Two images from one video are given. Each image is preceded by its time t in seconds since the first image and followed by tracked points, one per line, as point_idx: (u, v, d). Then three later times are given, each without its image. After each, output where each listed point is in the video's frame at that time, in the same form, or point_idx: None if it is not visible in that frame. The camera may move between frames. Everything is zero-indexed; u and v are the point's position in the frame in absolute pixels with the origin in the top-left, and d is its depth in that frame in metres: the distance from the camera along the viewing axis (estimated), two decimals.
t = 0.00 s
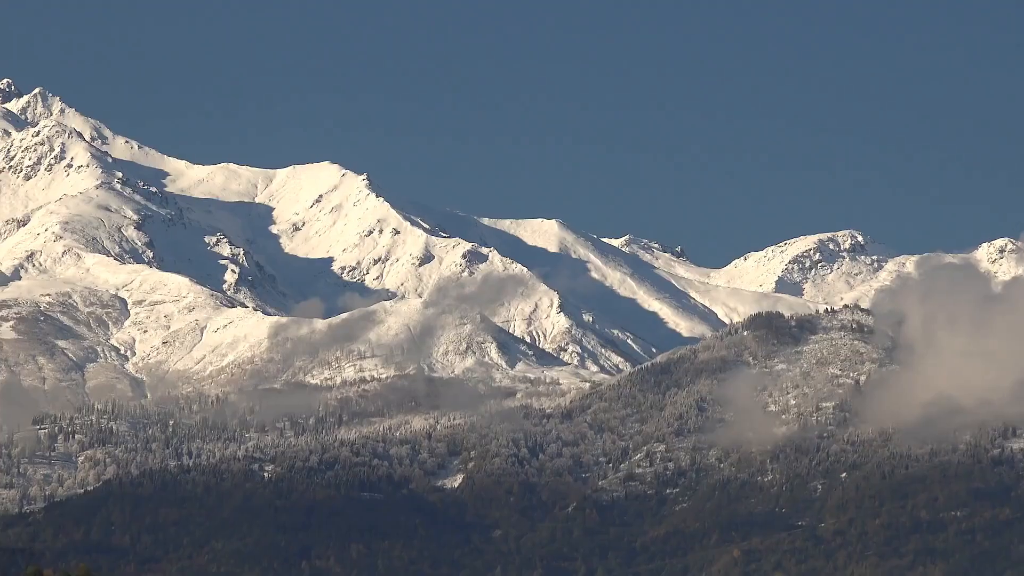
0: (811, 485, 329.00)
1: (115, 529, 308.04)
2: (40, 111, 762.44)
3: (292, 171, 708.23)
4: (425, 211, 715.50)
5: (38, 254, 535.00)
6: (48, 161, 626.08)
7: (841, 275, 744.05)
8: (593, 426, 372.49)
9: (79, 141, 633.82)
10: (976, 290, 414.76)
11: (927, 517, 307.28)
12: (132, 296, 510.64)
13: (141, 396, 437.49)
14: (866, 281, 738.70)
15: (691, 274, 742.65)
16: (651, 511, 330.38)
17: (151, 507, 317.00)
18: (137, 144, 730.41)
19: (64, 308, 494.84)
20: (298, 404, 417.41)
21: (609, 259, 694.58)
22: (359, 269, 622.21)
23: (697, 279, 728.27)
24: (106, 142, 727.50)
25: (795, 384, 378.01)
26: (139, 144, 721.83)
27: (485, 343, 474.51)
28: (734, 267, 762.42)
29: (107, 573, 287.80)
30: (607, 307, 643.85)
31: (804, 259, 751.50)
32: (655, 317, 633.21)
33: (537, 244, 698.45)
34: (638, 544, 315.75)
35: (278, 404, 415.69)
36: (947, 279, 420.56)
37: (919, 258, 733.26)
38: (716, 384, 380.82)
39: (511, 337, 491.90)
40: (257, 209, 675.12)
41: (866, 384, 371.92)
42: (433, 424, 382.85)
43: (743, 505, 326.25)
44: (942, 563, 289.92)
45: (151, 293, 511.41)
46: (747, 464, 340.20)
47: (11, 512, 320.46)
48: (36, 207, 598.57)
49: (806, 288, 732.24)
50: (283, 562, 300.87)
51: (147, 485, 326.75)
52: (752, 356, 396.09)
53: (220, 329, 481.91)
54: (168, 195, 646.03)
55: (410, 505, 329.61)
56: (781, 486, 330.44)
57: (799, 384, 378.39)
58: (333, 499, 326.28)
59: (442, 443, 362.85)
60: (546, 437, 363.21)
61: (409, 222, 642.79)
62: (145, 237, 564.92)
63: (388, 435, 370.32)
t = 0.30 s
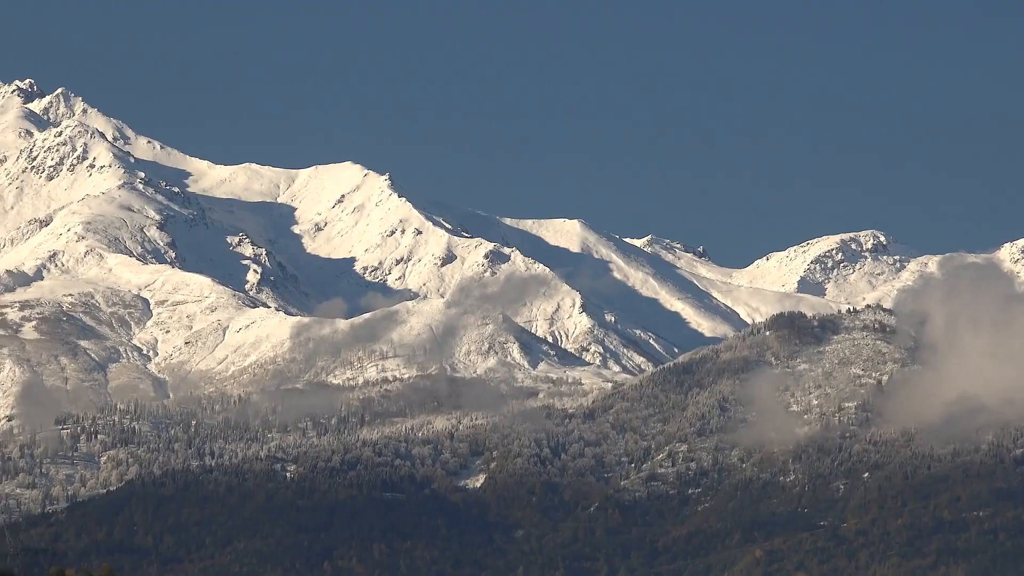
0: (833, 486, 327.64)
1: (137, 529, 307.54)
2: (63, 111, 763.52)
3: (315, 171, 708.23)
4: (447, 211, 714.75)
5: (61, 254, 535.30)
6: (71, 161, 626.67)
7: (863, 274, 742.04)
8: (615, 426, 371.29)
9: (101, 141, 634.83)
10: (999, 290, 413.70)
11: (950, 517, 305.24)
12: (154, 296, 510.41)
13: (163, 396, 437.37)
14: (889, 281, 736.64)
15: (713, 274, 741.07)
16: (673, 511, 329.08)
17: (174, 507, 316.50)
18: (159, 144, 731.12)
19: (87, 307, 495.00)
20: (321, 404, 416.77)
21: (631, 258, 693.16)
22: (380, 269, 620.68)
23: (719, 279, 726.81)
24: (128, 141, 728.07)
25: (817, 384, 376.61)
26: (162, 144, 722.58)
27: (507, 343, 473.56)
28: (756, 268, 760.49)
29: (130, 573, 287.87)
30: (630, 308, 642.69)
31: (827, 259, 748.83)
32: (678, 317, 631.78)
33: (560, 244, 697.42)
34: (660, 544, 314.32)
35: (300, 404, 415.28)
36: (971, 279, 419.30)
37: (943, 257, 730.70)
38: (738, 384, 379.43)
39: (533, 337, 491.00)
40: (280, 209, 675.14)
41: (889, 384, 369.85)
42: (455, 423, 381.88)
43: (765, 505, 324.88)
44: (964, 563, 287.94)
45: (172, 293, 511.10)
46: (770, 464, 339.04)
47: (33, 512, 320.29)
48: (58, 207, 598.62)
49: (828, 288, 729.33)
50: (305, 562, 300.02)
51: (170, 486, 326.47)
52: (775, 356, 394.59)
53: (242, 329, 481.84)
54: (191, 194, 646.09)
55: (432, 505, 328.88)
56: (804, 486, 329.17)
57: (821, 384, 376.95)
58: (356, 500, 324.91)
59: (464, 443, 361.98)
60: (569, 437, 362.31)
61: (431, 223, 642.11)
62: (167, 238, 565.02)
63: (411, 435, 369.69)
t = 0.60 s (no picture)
0: (856, 486, 325.94)
1: (160, 529, 307.01)
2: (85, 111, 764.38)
3: (337, 171, 707.99)
4: (469, 211, 714.01)
5: (83, 254, 535.39)
6: (94, 161, 626.89)
7: (886, 274, 740.01)
8: (638, 426, 369.97)
9: (124, 141, 635.11)
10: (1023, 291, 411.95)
11: (973, 517, 303.46)
12: (177, 296, 510.18)
13: (186, 396, 437.16)
14: (912, 281, 734.25)
15: (736, 274, 739.45)
16: (696, 511, 327.70)
17: (197, 507, 315.90)
18: (181, 144, 731.53)
19: (110, 308, 495.05)
20: (344, 404, 416.16)
21: (654, 259, 691.74)
22: (403, 269, 619.70)
23: (742, 279, 725.21)
24: (151, 142, 728.48)
25: (840, 384, 374.98)
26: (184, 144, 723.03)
27: (530, 343, 472.49)
28: (779, 268, 758.35)
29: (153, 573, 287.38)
30: (653, 308, 641.36)
31: (850, 259, 746.18)
32: (701, 317, 630.25)
33: (582, 244, 696.24)
34: (683, 544, 312.98)
35: (323, 404, 414.81)
36: (994, 278, 417.57)
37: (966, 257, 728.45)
38: (761, 384, 377.95)
39: (556, 337, 490.11)
40: (302, 209, 674.98)
41: (912, 385, 368.02)
42: (478, 424, 380.96)
43: (788, 505, 323.46)
44: (988, 564, 286.52)
45: (195, 293, 510.85)
46: (793, 464, 337.54)
47: (56, 513, 319.92)
48: (81, 207, 598.57)
49: (851, 288, 726.73)
50: (327, 562, 299.32)
51: (193, 485, 326.05)
52: (797, 356, 392.86)
53: (265, 330, 481.57)
54: (214, 194, 646.10)
55: (454, 505, 328.13)
56: (827, 486, 327.69)
57: (844, 384, 375.27)
58: (379, 500, 323.89)
59: (487, 443, 361.09)
60: (592, 437, 361.27)
61: (454, 223, 641.25)
62: (190, 238, 564.89)
63: (434, 435, 369.00)
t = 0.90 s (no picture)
0: (880, 486, 324.34)
1: (184, 529, 306.73)
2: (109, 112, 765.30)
3: (361, 171, 707.89)
4: (493, 210, 713.30)
5: (107, 254, 535.84)
6: (117, 162, 627.66)
7: (910, 275, 737.88)
8: (661, 426, 369.00)
9: (148, 141, 635.97)
10: None
11: (997, 517, 301.95)
12: (201, 296, 510.15)
13: (210, 396, 437.13)
14: (936, 281, 731.80)
15: (760, 274, 737.77)
16: (720, 511, 326.53)
17: (220, 507, 315.64)
18: (205, 144, 732.20)
19: (133, 308, 495.43)
20: (368, 404, 415.77)
21: (677, 258, 690.44)
22: (427, 269, 618.90)
23: (765, 279, 723.71)
24: (175, 142, 729.20)
25: (864, 384, 373.49)
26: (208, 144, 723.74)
27: (553, 344, 471.61)
28: (803, 268, 756.24)
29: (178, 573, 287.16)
30: (676, 308, 640.14)
31: (874, 259, 743.67)
32: (725, 317, 628.96)
33: (606, 244, 695.17)
34: (707, 544, 311.93)
35: (347, 405, 414.50)
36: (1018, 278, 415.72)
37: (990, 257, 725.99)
38: (785, 384, 376.64)
39: (580, 337, 489.25)
40: (326, 209, 674.97)
41: (936, 385, 366.29)
42: (502, 424, 380.35)
43: (812, 505, 322.19)
44: (1012, 564, 285.31)
45: (219, 294, 510.69)
46: (816, 464, 336.19)
47: (80, 513, 319.85)
48: (105, 207, 599.10)
49: (875, 288, 723.87)
50: (351, 562, 298.97)
51: (216, 485, 325.78)
52: (821, 356, 391.38)
53: (289, 330, 481.41)
54: (237, 194, 646.49)
55: (478, 505, 327.43)
56: (850, 486, 326.29)
57: (868, 384, 373.78)
58: (402, 500, 323.14)
59: (511, 444, 360.37)
60: (615, 437, 360.46)
61: (478, 223, 640.67)
62: (214, 238, 564.90)
63: (458, 435, 368.46)
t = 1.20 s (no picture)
0: (904, 486, 322.71)
1: (209, 529, 306.37)
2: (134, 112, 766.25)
3: (385, 171, 707.61)
4: (517, 210, 712.38)
5: (132, 254, 536.14)
6: (142, 162, 628.30)
7: (934, 274, 735.57)
8: (685, 426, 367.81)
9: (173, 142, 636.78)
10: None
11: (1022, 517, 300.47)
12: (225, 296, 509.97)
13: (234, 396, 437.06)
14: (961, 281, 729.31)
15: (784, 274, 735.90)
16: (744, 511, 325.25)
17: (245, 507, 315.32)
18: (229, 144, 732.71)
19: (158, 308, 495.71)
20: (392, 404, 415.34)
21: (702, 259, 688.89)
22: (451, 269, 618.13)
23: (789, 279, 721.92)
24: (199, 143, 729.96)
25: (888, 384, 371.89)
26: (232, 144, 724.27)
27: (577, 344, 470.48)
28: (827, 268, 753.92)
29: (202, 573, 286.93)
30: (701, 308, 638.74)
31: (898, 259, 740.88)
32: (749, 317, 627.46)
33: (630, 244, 693.93)
34: (731, 544, 310.80)
35: (372, 404, 414.05)
36: None
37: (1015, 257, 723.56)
38: (809, 384, 375.16)
39: (604, 337, 488.18)
40: (350, 210, 674.84)
41: (960, 385, 364.47)
42: (527, 424, 379.56)
43: (836, 505, 320.85)
44: None
45: (243, 294, 510.22)
46: (841, 464, 334.71)
47: (105, 513, 319.78)
48: (129, 207, 599.64)
49: (900, 288, 721.62)
50: (376, 563, 298.60)
51: (241, 485, 325.49)
52: (846, 356, 389.69)
53: (313, 330, 481.04)
54: (261, 195, 646.72)
55: (502, 504, 326.58)
56: (875, 485, 324.74)
57: (893, 384, 372.06)
58: (427, 500, 322.44)
59: (535, 444, 359.49)
60: (640, 437, 359.39)
61: (502, 223, 640.00)
62: (238, 238, 564.76)
63: (482, 435, 367.78)
